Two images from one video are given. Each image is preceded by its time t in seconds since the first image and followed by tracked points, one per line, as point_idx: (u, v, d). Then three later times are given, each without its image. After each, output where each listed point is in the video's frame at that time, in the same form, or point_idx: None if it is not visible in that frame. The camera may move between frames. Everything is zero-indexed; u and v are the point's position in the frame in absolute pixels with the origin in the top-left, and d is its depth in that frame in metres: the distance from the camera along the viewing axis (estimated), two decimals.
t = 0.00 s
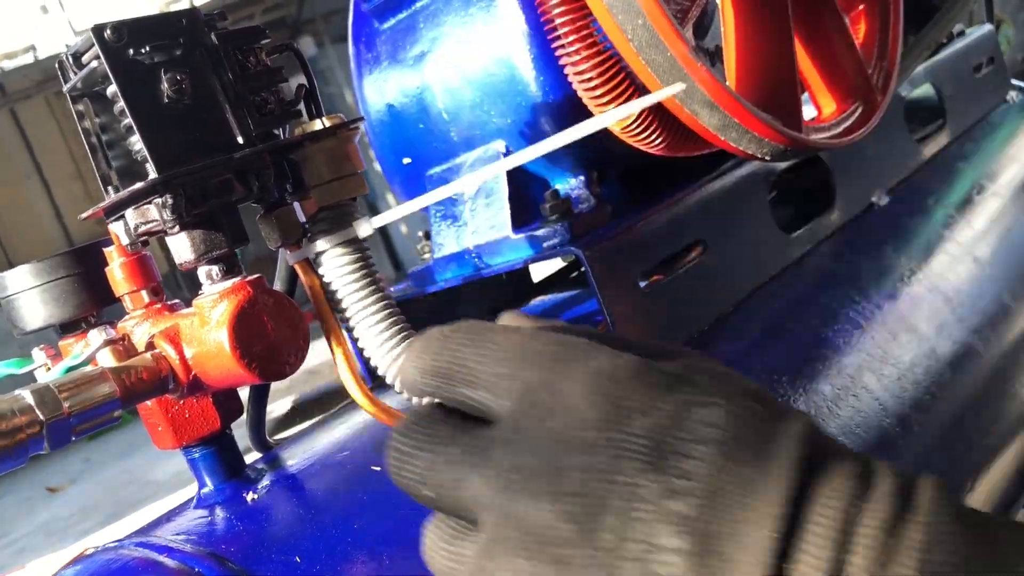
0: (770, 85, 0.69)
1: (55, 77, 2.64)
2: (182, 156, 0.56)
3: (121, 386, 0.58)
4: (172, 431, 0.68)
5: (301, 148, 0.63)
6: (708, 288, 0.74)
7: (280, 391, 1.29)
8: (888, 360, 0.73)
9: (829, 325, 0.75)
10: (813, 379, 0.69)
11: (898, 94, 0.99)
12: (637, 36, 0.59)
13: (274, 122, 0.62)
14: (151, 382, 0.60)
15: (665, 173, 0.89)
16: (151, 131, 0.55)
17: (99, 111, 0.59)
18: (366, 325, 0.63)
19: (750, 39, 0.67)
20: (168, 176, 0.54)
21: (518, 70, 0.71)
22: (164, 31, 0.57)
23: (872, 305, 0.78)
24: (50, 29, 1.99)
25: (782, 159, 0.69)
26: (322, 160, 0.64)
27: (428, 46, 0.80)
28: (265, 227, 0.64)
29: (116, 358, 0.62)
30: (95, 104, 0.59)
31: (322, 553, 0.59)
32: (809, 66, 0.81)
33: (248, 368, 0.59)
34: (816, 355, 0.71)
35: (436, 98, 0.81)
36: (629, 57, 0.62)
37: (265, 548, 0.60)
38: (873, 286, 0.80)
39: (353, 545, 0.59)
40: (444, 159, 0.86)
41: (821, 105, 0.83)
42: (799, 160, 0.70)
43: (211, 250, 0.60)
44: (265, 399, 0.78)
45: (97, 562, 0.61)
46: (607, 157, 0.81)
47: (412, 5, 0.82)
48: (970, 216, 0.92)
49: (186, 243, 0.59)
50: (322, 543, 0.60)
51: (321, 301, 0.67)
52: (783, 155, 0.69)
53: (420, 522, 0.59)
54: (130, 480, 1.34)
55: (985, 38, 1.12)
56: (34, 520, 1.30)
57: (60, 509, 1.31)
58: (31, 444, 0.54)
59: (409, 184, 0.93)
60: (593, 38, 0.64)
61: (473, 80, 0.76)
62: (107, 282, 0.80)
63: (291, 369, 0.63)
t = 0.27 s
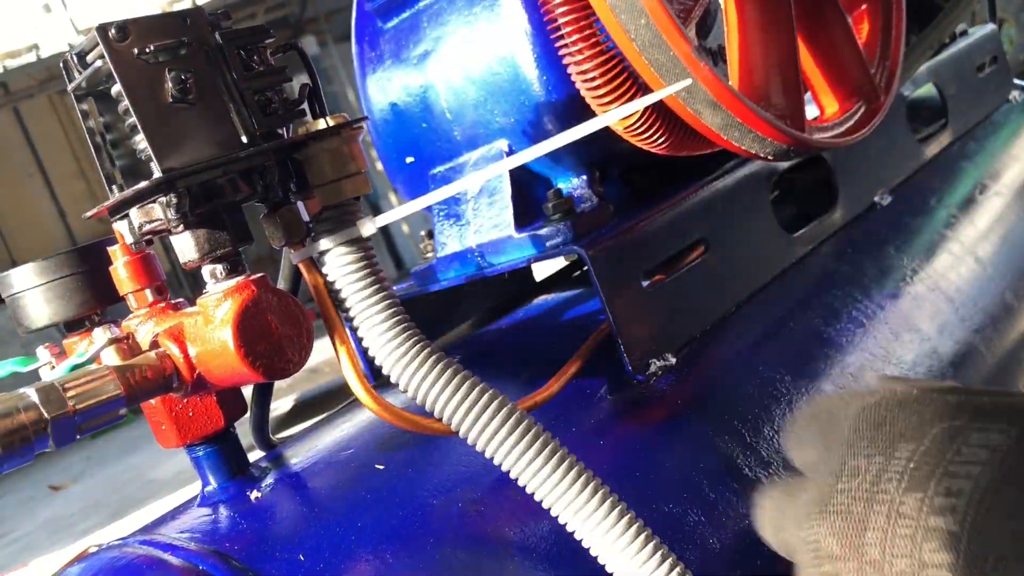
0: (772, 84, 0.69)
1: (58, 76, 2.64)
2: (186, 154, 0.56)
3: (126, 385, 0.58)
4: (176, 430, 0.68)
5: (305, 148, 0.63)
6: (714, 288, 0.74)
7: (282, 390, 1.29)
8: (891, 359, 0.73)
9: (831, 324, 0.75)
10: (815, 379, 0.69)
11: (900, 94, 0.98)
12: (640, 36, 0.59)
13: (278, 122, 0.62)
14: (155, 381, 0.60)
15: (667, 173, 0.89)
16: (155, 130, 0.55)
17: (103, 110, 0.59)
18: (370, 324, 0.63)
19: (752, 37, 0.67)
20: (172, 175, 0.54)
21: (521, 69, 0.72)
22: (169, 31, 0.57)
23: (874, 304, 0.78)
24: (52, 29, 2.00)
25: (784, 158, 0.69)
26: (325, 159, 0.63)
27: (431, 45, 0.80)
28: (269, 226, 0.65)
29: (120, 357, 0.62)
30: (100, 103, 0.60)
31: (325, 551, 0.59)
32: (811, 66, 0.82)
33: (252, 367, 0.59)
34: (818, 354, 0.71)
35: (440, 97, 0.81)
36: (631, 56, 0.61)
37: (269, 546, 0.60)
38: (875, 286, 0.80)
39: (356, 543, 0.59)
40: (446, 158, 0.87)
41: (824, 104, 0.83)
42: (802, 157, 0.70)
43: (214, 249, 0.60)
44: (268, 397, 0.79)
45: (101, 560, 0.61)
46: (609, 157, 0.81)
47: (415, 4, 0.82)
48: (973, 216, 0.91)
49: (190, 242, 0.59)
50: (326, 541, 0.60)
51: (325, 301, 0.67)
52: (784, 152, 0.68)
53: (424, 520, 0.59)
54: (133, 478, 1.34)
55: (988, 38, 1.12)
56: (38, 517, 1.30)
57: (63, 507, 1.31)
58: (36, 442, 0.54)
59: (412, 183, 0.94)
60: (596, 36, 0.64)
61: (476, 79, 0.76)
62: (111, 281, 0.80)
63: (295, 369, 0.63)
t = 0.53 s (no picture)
0: (776, 83, 0.69)
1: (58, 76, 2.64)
2: (187, 154, 0.56)
3: (127, 384, 0.58)
4: (177, 429, 0.68)
5: (306, 147, 0.62)
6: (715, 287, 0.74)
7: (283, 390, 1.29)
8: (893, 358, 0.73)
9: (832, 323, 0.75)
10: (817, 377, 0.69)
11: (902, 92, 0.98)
12: (641, 35, 0.59)
13: (279, 120, 0.62)
14: (156, 380, 0.60)
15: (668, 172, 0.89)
16: (157, 129, 0.55)
17: (104, 110, 0.60)
18: (372, 325, 0.64)
19: (754, 36, 0.67)
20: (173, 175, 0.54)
21: (522, 68, 0.71)
22: (170, 30, 0.57)
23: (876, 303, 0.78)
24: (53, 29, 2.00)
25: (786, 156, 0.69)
26: (327, 159, 0.63)
27: (432, 45, 0.80)
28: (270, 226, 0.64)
29: (121, 356, 0.62)
30: (101, 103, 0.60)
31: (326, 550, 0.59)
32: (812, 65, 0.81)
33: (253, 366, 0.59)
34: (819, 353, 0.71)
35: (441, 96, 0.81)
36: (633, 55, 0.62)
37: (270, 545, 0.60)
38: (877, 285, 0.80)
39: (357, 542, 0.59)
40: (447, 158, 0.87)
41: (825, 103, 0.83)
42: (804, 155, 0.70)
43: (216, 249, 0.60)
44: (269, 397, 0.79)
45: (102, 559, 0.61)
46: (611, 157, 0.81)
47: (416, 4, 0.82)
48: (974, 216, 0.91)
49: (191, 241, 0.59)
50: (327, 540, 0.60)
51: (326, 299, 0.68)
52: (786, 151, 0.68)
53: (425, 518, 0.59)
54: (134, 477, 1.34)
55: (989, 37, 1.09)
56: (39, 517, 1.30)
57: (63, 506, 1.31)
58: (37, 441, 0.54)
59: (413, 183, 0.94)
60: (597, 36, 0.64)
61: (476, 78, 0.76)
62: (112, 280, 0.80)
63: (297, 368, 0.63)
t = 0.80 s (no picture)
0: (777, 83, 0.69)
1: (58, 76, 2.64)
2: (188, 154, 0.56)
3: (127, 384, 0.58)
4: (177, 429, 0.68)
5: (306, 147, 0.62)
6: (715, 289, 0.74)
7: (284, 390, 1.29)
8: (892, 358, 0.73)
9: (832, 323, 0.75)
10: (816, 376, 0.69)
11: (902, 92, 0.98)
12: (642, 35, 0.59)
13: (280, 120, 0.62)
14: (156, 380, 0.60)
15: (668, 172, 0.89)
16: (157, 129, 0.55)
17: (104, 109, 0.59)
18: (371, 325, 0.64)
19: (755, 37, 0.67)
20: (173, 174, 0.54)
21: (523, 68, 0.71)
22: (170, 30, 0.57)
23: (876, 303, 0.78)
24: (53, 29, 2.00)
25: (787, 157, 0.69)
26: (326, 158, 0.63)
27: (432, 45, 0.80)
28: (270, 225, 0.64)
29: (121, 356, 0.62)
30: (101, 102, 0.59)
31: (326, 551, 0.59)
32: (813, 67, 0.81)
33: (253, 366, 0.59)
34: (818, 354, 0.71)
35: (441, 96, 0.81)
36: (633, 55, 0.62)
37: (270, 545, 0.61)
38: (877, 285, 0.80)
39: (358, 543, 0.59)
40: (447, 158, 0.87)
41: (825, 103, 0.83)
42: (805, 158, 0.70)
43: (216, 249, 0.60)
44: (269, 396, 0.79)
45: (103, 558, 0.61)
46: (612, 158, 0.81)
47: (416, 3, 0.82)
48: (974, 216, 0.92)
49: (191, 241, 0.59)
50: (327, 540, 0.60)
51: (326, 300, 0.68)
52: (787, 153, 0.68)
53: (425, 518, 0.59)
54: (134, 477, 1.34)
55: (989, 37, 1.10)
56: (39, 516, 1.30)
57: (63, 506, 1.31)
58: (37, 441, 0.54)
59: (413, 183, 0.94)
60: (597, 36, 0.65)
61: (477, 78, 0.76)
62: (112, 279, 0.80)
63: (296, 367, 0.63)
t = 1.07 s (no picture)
0: (772, 82, 0.68)
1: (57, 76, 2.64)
2: (181, 154, 0.56)
3: (121, 384, 0.58)
4: (172, 430, 0.68)
5: (301, 147, 0.62)
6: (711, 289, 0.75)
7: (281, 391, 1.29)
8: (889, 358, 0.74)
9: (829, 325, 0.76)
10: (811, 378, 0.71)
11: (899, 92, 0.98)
12: (637, 34, 0.59)
13: (274, 121, 0.62)
14: (151, 381, 0.60)
15: (664, 172, 0.89)
16: (150, 129, 0.55)
17: (98, 109, 0.59)
18: (366, 325, 0.64)
19: (751, 37, 0.67)
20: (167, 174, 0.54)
21: (518, 68, 0.71)
22: (163, 29, 0.57)
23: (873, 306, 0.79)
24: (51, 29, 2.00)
25: (784, 158, 0.69)
26: (321, 159, 0.63)
27: (428, 44, 0.79)
28: (265, 226, 0.64)
29: (115, 356, 0.62)
30: (94, 103, 0.59)
31: (322, 552, 0.59)
32: (811, 67, 0.81)
33: (248, 366, 0.59)
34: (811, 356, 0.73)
35: (437, 96, 0.81)
36: (628, 54, 0.62)
37: (265, 546, 0.60)
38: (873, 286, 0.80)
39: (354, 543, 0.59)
40: (443, 158, 0.86)
41: (822, 103, 0.83)
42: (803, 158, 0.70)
43: (210, 249, 0.60)
44: (265, 397, 0.79)
45: (97, 560, 0.61)
46: (608, 157, 0.80)
47: (412, 3, 0.82)
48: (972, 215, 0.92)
49: (185, 241, 0.59)
50: (323, 541, 0.60)
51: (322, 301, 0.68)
52: (784, 153, 0.68)
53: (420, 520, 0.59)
54: (131, 478, 1.34)
55: (986, 36, 1.10)
56: (36, 518, 1.30)
57: (61, 507, 1.31)
58: (31, 442, 0.54)
59: (409, 183, 0.93)
60: (593, 36, 0.64)
61: (473, 78, 0.76)
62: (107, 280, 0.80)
63: (291, 368, 0.63)
